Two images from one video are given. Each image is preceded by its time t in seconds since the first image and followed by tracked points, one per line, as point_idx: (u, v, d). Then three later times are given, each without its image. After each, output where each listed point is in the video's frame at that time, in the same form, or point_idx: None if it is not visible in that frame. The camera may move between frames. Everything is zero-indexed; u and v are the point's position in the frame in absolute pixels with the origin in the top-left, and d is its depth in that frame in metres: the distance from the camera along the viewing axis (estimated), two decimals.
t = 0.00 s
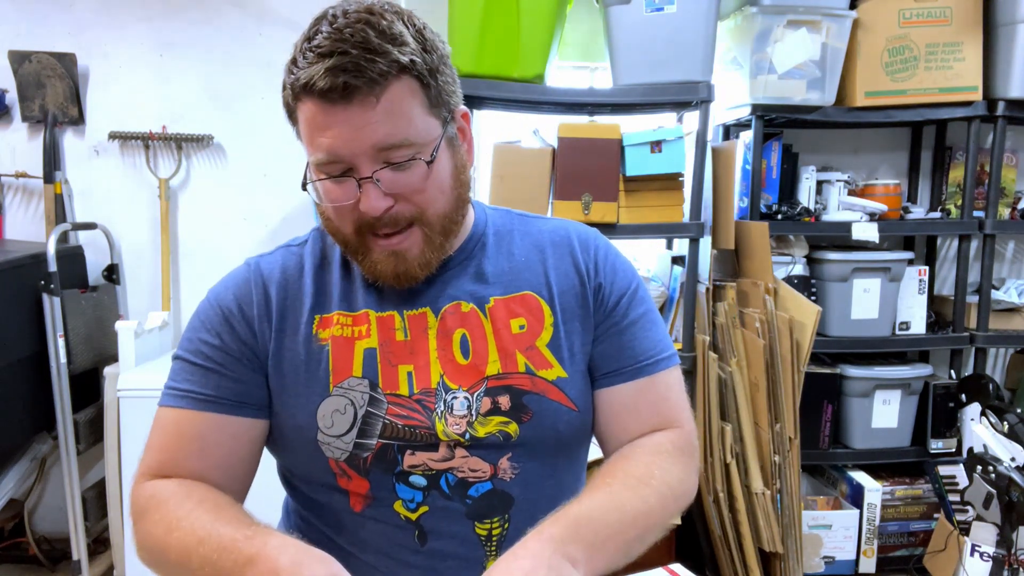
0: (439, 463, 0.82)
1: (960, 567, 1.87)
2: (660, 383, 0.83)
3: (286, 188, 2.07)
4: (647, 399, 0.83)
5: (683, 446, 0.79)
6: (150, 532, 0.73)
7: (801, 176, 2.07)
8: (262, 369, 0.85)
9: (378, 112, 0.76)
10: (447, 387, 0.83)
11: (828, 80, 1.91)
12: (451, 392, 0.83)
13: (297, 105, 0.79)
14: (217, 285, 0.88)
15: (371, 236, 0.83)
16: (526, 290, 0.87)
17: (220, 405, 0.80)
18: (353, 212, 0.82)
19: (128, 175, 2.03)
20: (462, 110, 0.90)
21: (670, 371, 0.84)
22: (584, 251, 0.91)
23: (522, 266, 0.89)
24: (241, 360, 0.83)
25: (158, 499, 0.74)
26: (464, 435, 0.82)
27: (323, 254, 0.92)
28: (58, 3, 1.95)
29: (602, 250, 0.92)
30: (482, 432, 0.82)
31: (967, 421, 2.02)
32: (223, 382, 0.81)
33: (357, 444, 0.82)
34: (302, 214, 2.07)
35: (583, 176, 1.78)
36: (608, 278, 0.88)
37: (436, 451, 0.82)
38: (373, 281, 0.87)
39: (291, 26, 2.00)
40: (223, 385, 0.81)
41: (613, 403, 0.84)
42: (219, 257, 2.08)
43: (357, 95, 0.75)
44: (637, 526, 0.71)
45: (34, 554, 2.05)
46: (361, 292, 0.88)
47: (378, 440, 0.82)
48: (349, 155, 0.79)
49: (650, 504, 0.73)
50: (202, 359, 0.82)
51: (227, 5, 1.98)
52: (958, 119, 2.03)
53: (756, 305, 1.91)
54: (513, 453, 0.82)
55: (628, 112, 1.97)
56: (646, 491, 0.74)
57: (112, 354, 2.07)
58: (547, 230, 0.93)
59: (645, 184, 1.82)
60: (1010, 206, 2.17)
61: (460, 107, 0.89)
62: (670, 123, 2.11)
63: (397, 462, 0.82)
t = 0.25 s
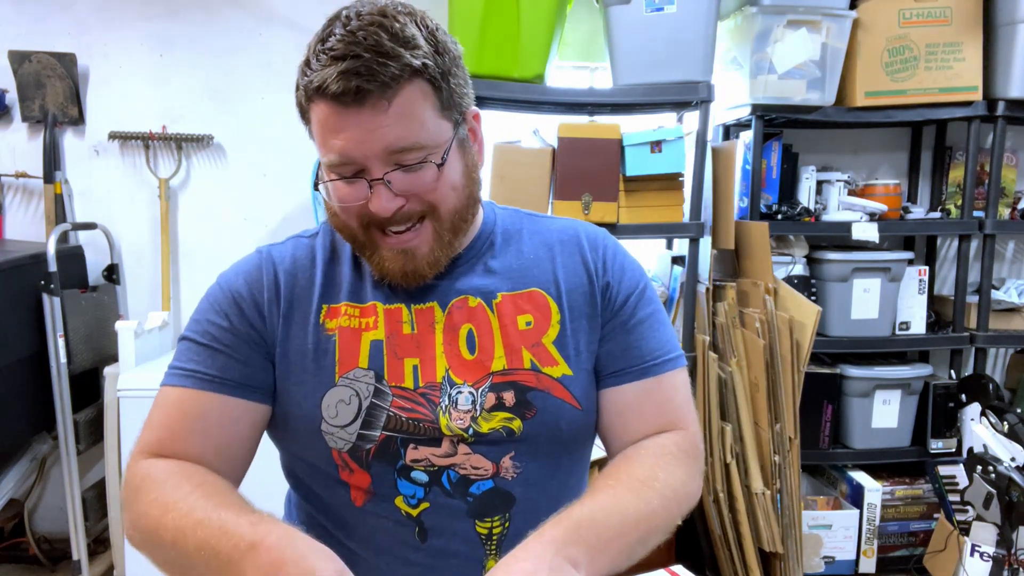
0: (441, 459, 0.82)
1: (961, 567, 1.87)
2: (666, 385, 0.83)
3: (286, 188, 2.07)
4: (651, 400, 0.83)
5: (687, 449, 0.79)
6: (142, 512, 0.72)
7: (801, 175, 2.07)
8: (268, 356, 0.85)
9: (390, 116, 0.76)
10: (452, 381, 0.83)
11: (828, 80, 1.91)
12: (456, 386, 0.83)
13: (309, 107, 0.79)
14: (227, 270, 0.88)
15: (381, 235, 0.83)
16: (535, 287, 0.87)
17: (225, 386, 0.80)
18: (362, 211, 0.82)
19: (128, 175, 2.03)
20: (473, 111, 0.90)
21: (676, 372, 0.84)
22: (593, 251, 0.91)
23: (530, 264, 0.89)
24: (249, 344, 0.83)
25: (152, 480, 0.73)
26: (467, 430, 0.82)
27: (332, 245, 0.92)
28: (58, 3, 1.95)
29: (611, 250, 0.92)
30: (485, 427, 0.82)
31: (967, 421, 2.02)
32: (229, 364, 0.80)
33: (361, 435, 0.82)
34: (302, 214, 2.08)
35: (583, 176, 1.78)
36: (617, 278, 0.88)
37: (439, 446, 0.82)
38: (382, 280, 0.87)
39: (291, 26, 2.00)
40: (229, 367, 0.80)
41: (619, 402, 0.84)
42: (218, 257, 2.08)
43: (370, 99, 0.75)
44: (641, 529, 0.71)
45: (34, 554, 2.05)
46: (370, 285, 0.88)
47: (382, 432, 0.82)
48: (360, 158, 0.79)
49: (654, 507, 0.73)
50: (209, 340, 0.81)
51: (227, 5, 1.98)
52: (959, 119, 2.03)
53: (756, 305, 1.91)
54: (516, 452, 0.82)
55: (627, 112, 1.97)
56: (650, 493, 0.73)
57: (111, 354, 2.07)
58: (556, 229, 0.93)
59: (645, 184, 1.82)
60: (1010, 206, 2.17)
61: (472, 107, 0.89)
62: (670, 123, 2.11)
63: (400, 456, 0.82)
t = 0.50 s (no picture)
0: (443, 457, 0.82)
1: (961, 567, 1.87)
2: (671, 386, 0.83)
3: (287, 188, 2.07)
4: (655, 401, 0.83)
5: (690, 450, 0.79)
6: (116, 480, 0.71)
7: (801, 175, 2.07)
8: (265, 349, 0.85)
9: (395, 117, 0.76)
10: (456, 377, 0.83)
11: (828, 80, 1.91)
12: (460, 382, 0.83)
13: (315, 108, 0.79)
14: (236, 261, 0.89)
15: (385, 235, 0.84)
16: (541, 285, 0.87)
17: (219, 372, 0.80)
18: (367, 211, 0.82)
19: (128, 175, 2.03)
20: (479, 112, 0.90)
21: (681, 373, 0.84)
22: (600, 252, 0.90)
23: (536, 263, 0.89)
24: (246, 334, 0.83)
25: (130, 451, 0.73)
26: (470, 427, 0.82)
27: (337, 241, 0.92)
28: (58, 3, 1.95)
29: (618, 250, 0.91)
30: (488, 424, 0.82)
31: (967, 422, 2.02)
32: (224, 351, 0.80)
33: (362, 430, 0.82)
34: (302, 214, 2.07)
35: (583, 176, 1.78)
36: (623, 278, 0.88)
37: (441, 443, 0.82)
38: (386, 280, 0.87)
39: (291, 26, 2.00)
40: (224, 354, 0.80)
41: (623, 402, 0.84)
42: (218, 257, 2.08)
43: (375, 100, 0.75)
44: (645, 530, 0.71)
45: (34, 554, 2.05)
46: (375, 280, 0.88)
47: (384, 427, 0.82)
48: (364, 159, 0.79)
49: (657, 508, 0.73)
50: (206, 325, 0.81)
51: (227, 5, 1.98)
52: (959, 119, 2.03)
53: (756, 305, 1.91)
54: (519, 451, 0.82)
55: (627, 112, 1.97)
56: (653, 494, 0.74)
57: (111, 355, 2.07)
58: (563, 229, 0.93)
59: (645, 184, 1.82)
60: (1010, 206, 2.17)
61: (477, 108, 0.89)
62: (670, 123, 2.11)
63: (402, 452, 0.82)
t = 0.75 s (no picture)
0: (441, 458, 0.82)
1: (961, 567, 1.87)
2: (673, 386, 0.83)
3: (286, 187, 2.07)
4: (658, 403, 0.83)
5: (691, 450, 0.79)
6: (108, 484, 0.72)
7: (801, 175, 2.07)
8: (261, 355, 0.86)
9: (388, 119, 0.76)
10: (453, 377, 0.83)
11: (828, 80, 1.91)
12: (458, 382, 0.83)
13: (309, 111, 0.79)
14: (236, 266, 0.90)
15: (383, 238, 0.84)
16: (539, 286, 0.87)
17: (214, 377, 0.81)
18: (363, 214, 0.82)
19: (128, 175, 2.03)
20: (475, 111, 0.90)
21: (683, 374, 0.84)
22: (599, 252, 0.90)
23: (535, 263, 0.89)
24: (241, 340, 0.84)
25: (123, 452, 0.74)
26: (467, 428, 0.82)
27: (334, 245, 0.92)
28: (58, 3, 1.95)
29: (617, 250, 0.91)
30: (486, 425, 0.82)
31: (967, 422, 2.02)
32: (219, 357, 0.81)
33: (359, 432, 0.83)
34: (302, 214, 2.07)
35: (583, 176, 1.78)
36: (622, 279, 0.88)
37: (439, 445, 0.82)
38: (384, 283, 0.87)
39: (291, 26, 2.00)
40: (219, 360, 0.81)
41: (626, 402, 0.84)
42: (219, 256, 2.08)
43: (367, 102, 0.75)
44: (647, 529, 0.71)
45: (34, 554, 2.04)
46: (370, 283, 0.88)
47: (380, 429, 0.83)
48: (359, 163, 0.79)
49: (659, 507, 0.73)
50: (203, 330, 0.83)
51: (227, 5, 1.98)
52: (959, 119, 2.03)
53: (756, 305, 1.91)
54: (517, 452, 0.82)
55: (627, 113, 1.97)
56: (655, 493, 0.74)
57: (111, 355, 2.07)
58: (562, 228, 0.93)
59: (645, 184, 1.82)
60: (1010, 206, 2.17)
61: (473, 108, 0.89)
62: (670, 123, 2.11)
63: (399, 454, 0.82)
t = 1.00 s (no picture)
0: (436, 464, 0.82)
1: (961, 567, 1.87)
2: (674, 387, 0.83)
3: (286, 188, 2.06)
4: (660, 402, 0.82)
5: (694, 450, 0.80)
6: (140, 525, 0.82)
7: (801, 176, 2.07)
8: (252, 374, 0.87)
9: (384, 87, 0.77)
10: (447, 383, 0.83)
11: (828, 80, 1.91)
12: (452, 389, 0.82)
13: (303, 92, 0.80)
14: (221, 286, 0.91)
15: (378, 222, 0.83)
16: (532, 290, 0.86)
17: (212, 409, 0.85)
18: (359, 194, 0.82)
19: (128, 175, 2.03)
20: (468, 106, 0.90)
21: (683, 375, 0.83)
22: (593, 253, 0.90)
23: (530, 266, 0.89)
24: (232, 364, 0.86)
25: (149, 495, 0.83)
26: (461, 434, 0.82)
27: (322, 255, 0.92)
28: (58, 3, 1.95)
29: (613, 251, 0.91)
30: (480, 431, 0.82)
31: (967, 422, 2.02)
32: (214, 387, 0.85)
33: (353, 441, 0.83)
34: (302, 213, 2.07)
35: (583, 176, 1.78)
36: (618, 280, 0.88)
37: (433, 451, 0.82)
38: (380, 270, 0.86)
39: (291, 26, 2.00)
40: (214, 391, 0.85)
41: (628, 404, 0.84)
42: (219, 257, 2.08)
43: (361, 69, 0.76)
44: (648, 527, 0.71)
45: (34, 553, 2.05)
46: (361, 289, 0.88)
47: (374, 437, 0.83)
48: (355, 134, 0.79)
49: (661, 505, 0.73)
50: (197, 363, 0.86)
51: (227, 5, 1.98)
52: (959, 119, 2.03)
53: (756, 305, 1.91)
54: (514, 456, 0.82)
55: (627, 112, 1.97)
56: (657, 490, 0.74)
57: (112, 354, 2.07)
58: (557, 230, 0.93)
59: (645, 184, 1.82)
60: (1010, 206, 2.17)
61: (465, 100, 0.89)
62: (670, 123, 2.11)
63: (393, 461, 0.83)
